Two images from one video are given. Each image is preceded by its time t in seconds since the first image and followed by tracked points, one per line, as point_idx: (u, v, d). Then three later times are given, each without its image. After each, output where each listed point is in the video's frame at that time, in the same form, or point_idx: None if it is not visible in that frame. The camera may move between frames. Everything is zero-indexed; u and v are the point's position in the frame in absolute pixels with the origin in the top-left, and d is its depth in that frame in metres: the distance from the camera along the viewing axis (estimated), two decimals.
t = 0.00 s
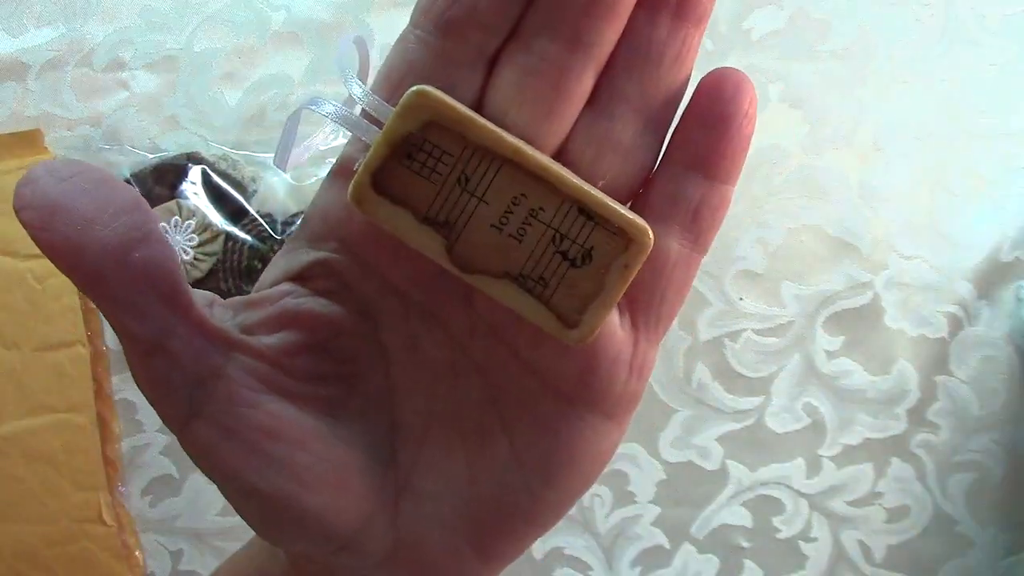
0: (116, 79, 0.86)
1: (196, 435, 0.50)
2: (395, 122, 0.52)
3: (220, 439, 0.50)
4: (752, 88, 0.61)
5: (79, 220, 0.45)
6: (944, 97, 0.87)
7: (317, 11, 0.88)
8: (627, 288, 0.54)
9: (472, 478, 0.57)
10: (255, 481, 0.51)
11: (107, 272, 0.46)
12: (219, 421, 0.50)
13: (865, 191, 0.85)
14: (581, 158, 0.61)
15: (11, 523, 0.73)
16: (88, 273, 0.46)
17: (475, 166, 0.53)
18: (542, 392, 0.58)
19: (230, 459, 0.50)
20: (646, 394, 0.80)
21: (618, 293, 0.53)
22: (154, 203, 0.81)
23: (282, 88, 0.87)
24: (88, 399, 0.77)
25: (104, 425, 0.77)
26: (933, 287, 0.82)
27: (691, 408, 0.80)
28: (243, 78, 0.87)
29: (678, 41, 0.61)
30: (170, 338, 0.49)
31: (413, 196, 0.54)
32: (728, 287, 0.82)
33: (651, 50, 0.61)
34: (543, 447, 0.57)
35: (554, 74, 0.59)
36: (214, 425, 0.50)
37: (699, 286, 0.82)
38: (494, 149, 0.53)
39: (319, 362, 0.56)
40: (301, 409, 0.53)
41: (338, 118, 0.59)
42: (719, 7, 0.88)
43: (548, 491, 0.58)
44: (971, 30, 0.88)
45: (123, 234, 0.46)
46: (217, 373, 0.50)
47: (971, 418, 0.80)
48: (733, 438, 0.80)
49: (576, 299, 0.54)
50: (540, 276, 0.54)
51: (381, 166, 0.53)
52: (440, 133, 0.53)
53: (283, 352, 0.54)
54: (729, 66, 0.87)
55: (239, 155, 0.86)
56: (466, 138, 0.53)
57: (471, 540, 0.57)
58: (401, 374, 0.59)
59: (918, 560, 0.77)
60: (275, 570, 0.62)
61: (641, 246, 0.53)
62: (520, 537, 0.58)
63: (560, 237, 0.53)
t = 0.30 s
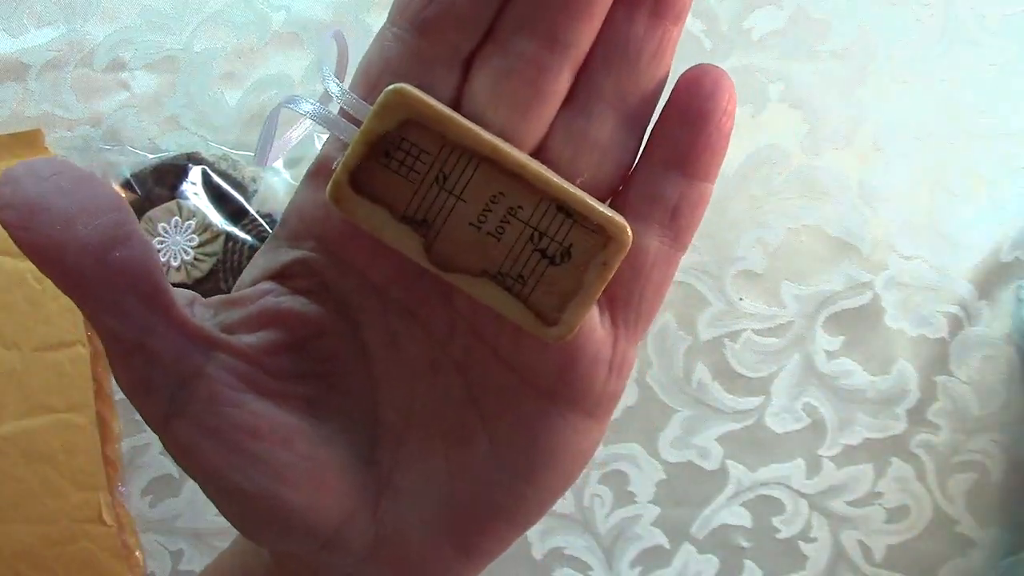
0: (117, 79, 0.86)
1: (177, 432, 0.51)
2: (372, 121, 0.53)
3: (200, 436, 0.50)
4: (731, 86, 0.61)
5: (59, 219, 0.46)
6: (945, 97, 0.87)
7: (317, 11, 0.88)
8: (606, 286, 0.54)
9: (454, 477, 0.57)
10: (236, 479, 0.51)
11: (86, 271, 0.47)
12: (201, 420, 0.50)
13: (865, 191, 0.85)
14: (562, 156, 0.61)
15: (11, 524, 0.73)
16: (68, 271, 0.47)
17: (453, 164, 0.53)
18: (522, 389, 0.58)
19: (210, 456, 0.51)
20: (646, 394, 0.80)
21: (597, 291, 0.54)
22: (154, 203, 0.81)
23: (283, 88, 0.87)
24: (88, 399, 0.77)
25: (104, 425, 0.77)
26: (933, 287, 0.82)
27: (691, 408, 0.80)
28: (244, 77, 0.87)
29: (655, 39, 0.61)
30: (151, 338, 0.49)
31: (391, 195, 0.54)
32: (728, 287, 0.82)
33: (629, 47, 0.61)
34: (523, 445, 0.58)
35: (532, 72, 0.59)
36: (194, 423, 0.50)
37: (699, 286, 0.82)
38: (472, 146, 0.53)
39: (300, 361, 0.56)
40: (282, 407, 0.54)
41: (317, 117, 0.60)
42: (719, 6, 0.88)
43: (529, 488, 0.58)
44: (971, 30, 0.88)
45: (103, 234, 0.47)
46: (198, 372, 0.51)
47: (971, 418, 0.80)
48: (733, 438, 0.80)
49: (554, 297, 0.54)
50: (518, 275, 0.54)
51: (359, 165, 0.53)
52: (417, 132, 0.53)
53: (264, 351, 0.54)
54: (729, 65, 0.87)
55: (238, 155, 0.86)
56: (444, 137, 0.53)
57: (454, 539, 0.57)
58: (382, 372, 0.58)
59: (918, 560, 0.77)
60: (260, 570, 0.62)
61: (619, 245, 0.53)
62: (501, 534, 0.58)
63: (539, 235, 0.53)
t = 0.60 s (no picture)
0: (117, 79, 0.86)
1: (165, 438, 0.49)
2: (358, 122, 0.53)
3: (188, 441, 0.49)
4: (716, 88, 0.60)
5: (44, 220, 0.43)
6: (947, 98, 0.86)
7: (316, 11, 0.88)
8: (591, 288, 0.54)
9: (441, 478, 0.57)
10: (225, 483, 0.50)
11: (74, 275, 0.44)
12: (191, 425, 0.49)
13: (865, 190, 0.85)
14: (546, 160, 0.60)
15: (13, 524, 0.74)
16: (54, 275, 0.44)
17: (439, 165, 0.53)
18: (509, 391, 0.58)
19: (198, 461, 0.50)
20: (645, 395, 0.80)
21: (583, 293, 0.54)
22: (155, 202, 0.82)
23: (282, 88, 0.87)
24: (87, 400, 0.77)
25: (104, 425, 0.77)
26: (933, 287, 0.82)
27: (691, 408, 0.80)
28: (244, 78, 0.87)
29: (640, 40, 0.60)
30: (138, 343, 0.47)
31: (377, 196, 0.54)
32: (728, 288, 0.83)
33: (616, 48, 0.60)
34: (509, 446, 0.57)
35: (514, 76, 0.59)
36: (182, 429, 0.49)
37: (699, 286, 0.82)
38: (458, 147, 0.53)
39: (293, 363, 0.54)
40: (268, 412, 0.51)
41: (300, 117, 0.59)
42: (720, 6, 0.87)
43: (513, 487, 0.58)
44: (971, 29, 0.87)
45: (88, 234, 0.44)
46: (183, 378, 0.48)
47: (971, 418, 0.80)
48: (733, 438, 0.80)
49: (541, 299, 0.54)
50: (505, 276, 0.54)
51: (344, 166, 0.54)
52: (403, 133, 0.53)
53: (252, 354, 0.52)
54: (729, 66, 0.86)
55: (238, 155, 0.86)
56: (430, 138, 0.53)
57: (441, 540, 0.57)
58: (373, 374, 0.57)
59: (918, 559, 0.78)
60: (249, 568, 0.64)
61: (604, 246, 0.53)
62: (487, 536, 0.59)
63: (525, 236, 0.53)
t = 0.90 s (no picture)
0: (118, 80, 0.86)
1: (195, 451, 0.49)
2: (409, 143, 0.54)
3: (220, 456, 0.49)
4: (765, 120, 0.60)
5: (85, 233, 0.42)
6: (945, 97, 0.85)
7: (316, 11, 0.88)
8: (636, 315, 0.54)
9: (473, 501, 0.56)
10: (256, 499, 0.50)
11: (112, 286, 0.44)
12: (222, 440, 0.49)
13: (865, 189, 0.84)
14: (591, 181, 0.60)
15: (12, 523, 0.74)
16: (90, 286, 0.44)
17: (487, 188, 0.54)
18: (548, 415, 0.57)
19: (229, 474, 0.49)
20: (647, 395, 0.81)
21: (627, 319, 0.54)
22: (153, 203, 0.81)
23: (283, 88, 0.87)
24: (90, 402, 0.77)
25: (104, 424, 0.77)
26: (933, 287, 0.82)
27: (691, 407, 0.80)
28: (243, 77, 0.87)
29: (688, 66, 0.61)
30: (175, 357, 0.46)
31: (423, 217, 0.54)
32: (728, 288, 0.83)
33: (660, 73, 0.60)
34: (545, 471, 0.57)
35: (567, 98, 0.59)
36: (214, 442, 0.49)
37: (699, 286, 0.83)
38: (508, 171, 0.54)
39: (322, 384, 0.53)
40: (303, 430, 0.51)
41: (347, 135, 0.59)
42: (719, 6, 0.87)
43: (547, 512, 0.58)
44: (971, 29, 0.86)
45: (125, 245, 0.44)
46: (218, 393, 0.48)
47: (972, 417, 0.80)
48: (734, 438, 0.80)
49: (584, 324, 0.54)
50: (551, 300, 0.54)
51: (394, 185, 0.54)
52: (454, 154, 0.54)
53: (289, 371, 0.52)
54: (728, 67, 0.87)
55: (238, 155, 0.86)
56: (480, 160, 0.54)
57: (469, 563, 0.57)
58: (406, 394, 0.56)
59: (918, 559, 0.78)
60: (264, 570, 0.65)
61: (651, 274, 0.54)
62: (516, 559, 0.58)
63: (572, 261, 0.54)
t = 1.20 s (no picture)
0: (118, 80, 0.86)
1: (178, 455, 0.49)
2: (388, 141, 0.55)
3: (203, 460, 0.49)
4: (755, 114, 0.62)
5: (58, 237, 0.42)
6: (944, 98, 0.85)
7: (316, 11, 0.88)
8: (624, 314, 0.56)
9: (462, 502, 0.57)
10: (242, 504, 0.50)
11: (91, 292, 0.44)
12: (204, 443, 0.49)
13: (865, 190, 0.84)
14: (583, 180, 0.62)
15: (10, 523, 0.74)
16: (69, 292, 0.44)
17: (469, 187, 0.56)
18: (535, 415, 0.58)
19: (212, 478, 0.49)
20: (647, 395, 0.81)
21: (615, 318, 0.55)
22: (154, 203, 0.81)
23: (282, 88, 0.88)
24: (88, 400, 0.77)
25: (104, 425, 0.78)
26: (932, 287, 0.82)
27: (691, 409, 0.81)
28: (243, 77, 0.87)
29: (676, 61, 0.62)
30: (153, 360, 0.46)
31: (405, 217, 0.55)
32: (729, 288, 0.83)
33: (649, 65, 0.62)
34: (534, 470, 0.58)
35: (554, 92, 0.61)
36: (197, 448, 0.49)
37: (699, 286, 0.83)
38: (491, 170, 0.56)
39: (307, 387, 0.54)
40: (287, 434, 0.51)
41: (327, 133, 0.60)
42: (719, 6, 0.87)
43: (536, 512, 0.59)
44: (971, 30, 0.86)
45: (104, 249, 0.44)
46: (200, 395, 0.48)
47: (972, 417, 0.80)
48: (734, 439, 0.80)
49: (571, 324, 0.55)
50: (536, 301, 0.55)
51: (374, 185, 0.55)
52: (434, 153, 0.56)
53: (272, 374, 0.52)
54: (728, 68, 0.87)
55: (238, 155, 0.86)
56: (460, 158, 0.56)
57: (459, 566, 0.57)
58: (391, 394, 0.57)
59: (917, 559, 0.78)
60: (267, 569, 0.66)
61: (638, 273, 0.55)
62: (506, 560, 0.59)
63: (557, 261, 0.55)
